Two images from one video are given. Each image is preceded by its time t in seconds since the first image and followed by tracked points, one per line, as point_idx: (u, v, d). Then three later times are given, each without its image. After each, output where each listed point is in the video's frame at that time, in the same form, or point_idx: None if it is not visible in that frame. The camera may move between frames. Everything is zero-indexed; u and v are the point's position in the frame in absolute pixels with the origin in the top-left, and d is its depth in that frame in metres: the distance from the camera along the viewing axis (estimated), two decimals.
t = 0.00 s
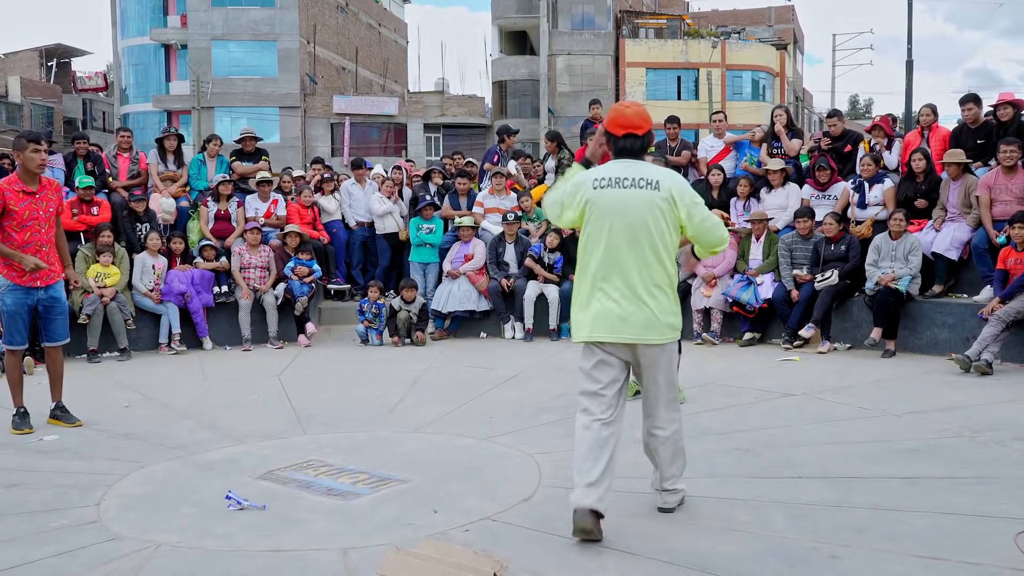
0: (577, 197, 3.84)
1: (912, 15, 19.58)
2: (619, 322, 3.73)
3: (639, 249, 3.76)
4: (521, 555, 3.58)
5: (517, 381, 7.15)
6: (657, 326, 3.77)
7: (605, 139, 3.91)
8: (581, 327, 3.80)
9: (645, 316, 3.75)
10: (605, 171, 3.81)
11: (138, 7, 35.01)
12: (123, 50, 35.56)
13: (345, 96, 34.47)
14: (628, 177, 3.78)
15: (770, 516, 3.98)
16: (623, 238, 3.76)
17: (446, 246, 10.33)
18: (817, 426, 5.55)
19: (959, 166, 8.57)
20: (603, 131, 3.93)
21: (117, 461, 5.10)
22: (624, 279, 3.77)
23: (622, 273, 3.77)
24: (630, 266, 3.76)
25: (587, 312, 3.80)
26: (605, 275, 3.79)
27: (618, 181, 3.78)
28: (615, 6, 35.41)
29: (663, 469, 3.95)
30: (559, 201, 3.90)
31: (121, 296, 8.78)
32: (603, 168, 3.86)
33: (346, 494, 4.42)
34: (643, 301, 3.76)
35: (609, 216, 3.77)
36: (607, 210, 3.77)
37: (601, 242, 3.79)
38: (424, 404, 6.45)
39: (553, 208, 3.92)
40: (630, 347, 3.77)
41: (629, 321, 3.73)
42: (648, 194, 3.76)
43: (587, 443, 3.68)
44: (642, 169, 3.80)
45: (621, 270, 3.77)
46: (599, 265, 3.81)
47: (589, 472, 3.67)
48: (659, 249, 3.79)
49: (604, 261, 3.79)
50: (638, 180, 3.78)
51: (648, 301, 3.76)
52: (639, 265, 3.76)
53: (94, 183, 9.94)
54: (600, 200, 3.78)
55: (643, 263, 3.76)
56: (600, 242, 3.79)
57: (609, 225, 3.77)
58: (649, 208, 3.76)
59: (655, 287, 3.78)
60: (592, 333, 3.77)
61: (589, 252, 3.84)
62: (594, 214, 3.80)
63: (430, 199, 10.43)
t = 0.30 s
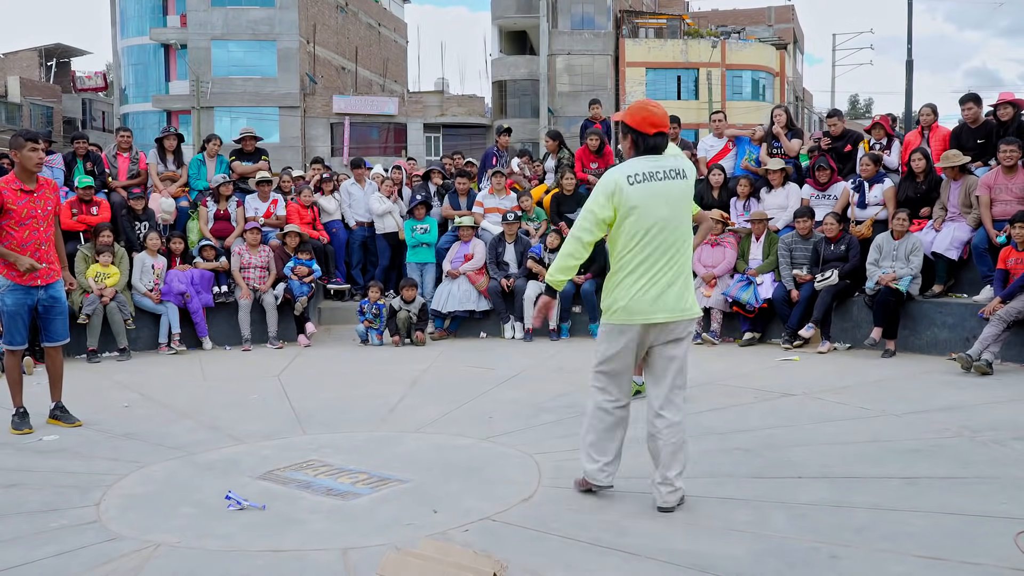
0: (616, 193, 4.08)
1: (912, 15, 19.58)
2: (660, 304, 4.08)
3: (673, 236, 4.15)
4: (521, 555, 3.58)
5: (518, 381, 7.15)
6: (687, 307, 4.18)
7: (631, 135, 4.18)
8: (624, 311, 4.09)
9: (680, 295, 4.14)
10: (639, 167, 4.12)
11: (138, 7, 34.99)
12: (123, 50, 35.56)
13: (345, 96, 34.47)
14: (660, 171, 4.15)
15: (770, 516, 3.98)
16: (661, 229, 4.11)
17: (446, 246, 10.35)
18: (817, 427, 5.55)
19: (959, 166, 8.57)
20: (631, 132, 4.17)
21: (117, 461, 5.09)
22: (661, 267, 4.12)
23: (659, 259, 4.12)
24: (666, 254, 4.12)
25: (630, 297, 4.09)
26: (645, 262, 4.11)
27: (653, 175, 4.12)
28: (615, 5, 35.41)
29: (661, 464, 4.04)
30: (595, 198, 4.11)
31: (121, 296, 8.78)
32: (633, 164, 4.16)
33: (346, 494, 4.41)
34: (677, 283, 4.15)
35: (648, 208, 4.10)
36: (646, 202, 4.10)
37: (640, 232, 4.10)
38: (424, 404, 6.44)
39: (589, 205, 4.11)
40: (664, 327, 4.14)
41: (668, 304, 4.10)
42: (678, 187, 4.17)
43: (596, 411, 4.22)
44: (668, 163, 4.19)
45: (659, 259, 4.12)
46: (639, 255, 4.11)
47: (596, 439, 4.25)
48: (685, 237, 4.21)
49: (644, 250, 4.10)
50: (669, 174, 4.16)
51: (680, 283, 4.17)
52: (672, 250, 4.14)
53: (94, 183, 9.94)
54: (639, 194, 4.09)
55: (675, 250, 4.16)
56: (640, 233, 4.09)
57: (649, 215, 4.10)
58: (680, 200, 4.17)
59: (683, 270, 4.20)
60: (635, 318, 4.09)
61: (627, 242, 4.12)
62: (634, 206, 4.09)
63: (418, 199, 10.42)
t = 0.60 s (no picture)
0: (610, 200, 4.23)
1: (912, 16, 19.59)
2: (660, 304, 4.28)
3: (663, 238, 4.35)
4: (521, 555, 3.58)
5: (518, 381, 7.15)
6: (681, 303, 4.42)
7: (618, 144, 4.40)
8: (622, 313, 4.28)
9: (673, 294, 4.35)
10: (630, 175, 4.30)
11: (138, 7, 35.00)
12: (123, 50, 35.59)
13: (345, 95, 34.49)
14: (647, 178, 4.34)
15: (770, 516, 3.98)
16: (655, 231, 4.32)
17: (447, 246, 10.38)
18: (817, 427, 5.54)
19: (959, 166, 8.56)
20: (619, 140, 4.38)
21: (117, 461, 5.09)
22: (658, 267, 4.34)
23: (653, 261, 4.32)
24: (661, 254, 4.34)
25: (625, 300, 4.27)
26: (643, 263, 4.30)
27: (641, 182, 4.31)
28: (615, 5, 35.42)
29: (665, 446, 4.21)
30: (589, 206, 4.23)
31: (121, 296, 8.78)
32: (620, 172, 4.34)
33: (346, 494, 4.41)
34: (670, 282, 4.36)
35: (640, 213, 4.28)
36: (638, 208, 4.28)
37: (633, 236, 4.29)
38: (424, 404, 6.44)
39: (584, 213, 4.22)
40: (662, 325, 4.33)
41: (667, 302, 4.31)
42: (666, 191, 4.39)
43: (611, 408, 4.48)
44: (653, 169, 4.40)
45: (656, 260, 4.33)
46: (637, 258, 4.30)
47: (625, 438, 4.49)
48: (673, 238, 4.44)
49: (638, 253, 4.29)
50: (656, 180, 4.38)
51: (672, 282, 4.38)
52: (663, 252, 4.35)
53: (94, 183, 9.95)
54: (631, 201, 4.26)
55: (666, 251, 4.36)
56: (637, 236, 4.28)
57: (641, 220, 4.28)
58: (668, 203, 4.39)
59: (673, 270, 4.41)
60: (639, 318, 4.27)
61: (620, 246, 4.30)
62: (627, 213, 4.26)
63: (414, 199, 10.44)
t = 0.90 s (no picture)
0: (594, 196, 4.45)
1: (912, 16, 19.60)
2: (642, 296, 4.52)
3: (644, 234, 4.59)
4: (521, 555, 3.58)
5: (518, 381, 7.15)
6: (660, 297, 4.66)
7: (599, 142, 4.64)
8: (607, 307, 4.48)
9: (652, 289, 4.58)
10: (613, 173, 4.53)
11: (137, 7, 34.99)
12: (123, 50, 35.60)
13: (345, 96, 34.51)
14: (629, 176, 4.58)
15: (770, 516, 3.98)
16: (637, 227, 4.55)
17: (446, 246, 10.37)
18: (817, 427, 5.54)
19: (958, 166, 8.56)
20: (599, 138, 4.63)
21: (117, 461, 5.09)
22: (640, 262, 4.56)
23: (634, 256, 4.54)
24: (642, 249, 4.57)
25: (611, 292, 4.49)
26: (626, 258, 4.52)
27: (624, 180, 4.55)
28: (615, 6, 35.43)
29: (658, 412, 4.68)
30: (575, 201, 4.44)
31: (121, 296, 8.78)
32: (604, 169, 4.57)
33: (346, 494, 4.41)
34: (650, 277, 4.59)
35: (623, 210, 4.51)
36: (622, 204, 4.51)
37: (617, 233, 4.50)
38: (423, 404, 6.45)
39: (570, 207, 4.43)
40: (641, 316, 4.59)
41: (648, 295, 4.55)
42: (647, 189, 4.64)
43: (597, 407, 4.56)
44: (634, 168, 4.65)
45: (638, 254, 4.56)
46: (621, 252, 4.52)
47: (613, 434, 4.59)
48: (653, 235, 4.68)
49: (621, 248, 4.52)
50: (638, 178, 4.62)
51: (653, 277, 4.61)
52: (644, 247, 4.59)
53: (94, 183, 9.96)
54: (615, 197, 4.49)
55: (646, 246, 4.60)
56: (621, 232, 4.51)
57: (625, 217, 4.51)
58: (649, 200, 4.63)
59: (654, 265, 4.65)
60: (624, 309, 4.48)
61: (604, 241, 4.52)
62: (611, 208, 4.48)
63: (414, 199, 10.44)
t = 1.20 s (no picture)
0: (594, 224, 4.50)
1: (911, 16, 19.62)
2: (642, 316, 4.62)
3: (643, 257, 4.67)
4: (521, 555, 3.58)
5: (518, 381, 7.16)
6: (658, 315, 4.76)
7: (597, 168, 4.67)
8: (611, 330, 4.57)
9: (650, 310, 4.68)
10: (612, 200, 4.57)
11: (137, 7, 34.99)
12: (123, 50, 35.60)
13: (345, 96, 34.54)
14: (628, 202, 4.63)
15: (770, 516, 3.98)
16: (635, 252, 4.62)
17: (447, 246, 10.37)
18: (817, 427, 5.54)
19: (959, 166, 8.55)
20: (598, 165, 4.65)
21: (117, 461, 5.09)
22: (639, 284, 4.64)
23: (635, 279, 4.62)
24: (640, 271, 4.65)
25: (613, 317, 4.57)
26: (625, 282, 4.60)
27: (623, 207, 4.60)
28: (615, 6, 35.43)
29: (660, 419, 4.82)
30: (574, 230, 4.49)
31: (121, 296, 8.78)
32: (604, 197, 4.61)
33: (346, 494, 4.41)
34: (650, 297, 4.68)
35: (622, 235, 4.56)
36: (621, 231, 4.56)
37: (618, 258, 4.57)
38: (423, 404, 6.45)
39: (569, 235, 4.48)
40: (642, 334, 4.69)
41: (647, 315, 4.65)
42: (643, 213, 4.69)
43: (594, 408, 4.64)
44: (633, 193, 4.70)
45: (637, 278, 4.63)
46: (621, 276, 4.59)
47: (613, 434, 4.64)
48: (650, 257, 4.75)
49: (621, 273, 4.59)
50: (634, 203, 4.67)
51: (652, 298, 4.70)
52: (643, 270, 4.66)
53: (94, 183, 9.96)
54: (615, 225, 4.54)
55: (644, 270, 4.68)
56: (620, 257, 4.57)
57: (624, 243, 4.57)
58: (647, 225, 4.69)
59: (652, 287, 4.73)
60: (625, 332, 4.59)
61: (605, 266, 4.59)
62: (611, 236, 4.54)
63: (414, 199, 10.43)
